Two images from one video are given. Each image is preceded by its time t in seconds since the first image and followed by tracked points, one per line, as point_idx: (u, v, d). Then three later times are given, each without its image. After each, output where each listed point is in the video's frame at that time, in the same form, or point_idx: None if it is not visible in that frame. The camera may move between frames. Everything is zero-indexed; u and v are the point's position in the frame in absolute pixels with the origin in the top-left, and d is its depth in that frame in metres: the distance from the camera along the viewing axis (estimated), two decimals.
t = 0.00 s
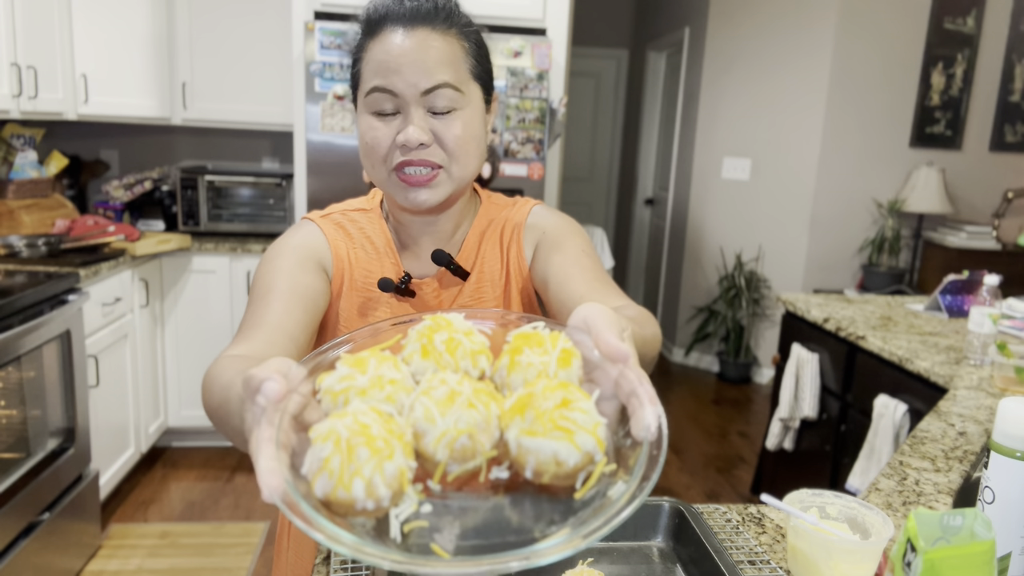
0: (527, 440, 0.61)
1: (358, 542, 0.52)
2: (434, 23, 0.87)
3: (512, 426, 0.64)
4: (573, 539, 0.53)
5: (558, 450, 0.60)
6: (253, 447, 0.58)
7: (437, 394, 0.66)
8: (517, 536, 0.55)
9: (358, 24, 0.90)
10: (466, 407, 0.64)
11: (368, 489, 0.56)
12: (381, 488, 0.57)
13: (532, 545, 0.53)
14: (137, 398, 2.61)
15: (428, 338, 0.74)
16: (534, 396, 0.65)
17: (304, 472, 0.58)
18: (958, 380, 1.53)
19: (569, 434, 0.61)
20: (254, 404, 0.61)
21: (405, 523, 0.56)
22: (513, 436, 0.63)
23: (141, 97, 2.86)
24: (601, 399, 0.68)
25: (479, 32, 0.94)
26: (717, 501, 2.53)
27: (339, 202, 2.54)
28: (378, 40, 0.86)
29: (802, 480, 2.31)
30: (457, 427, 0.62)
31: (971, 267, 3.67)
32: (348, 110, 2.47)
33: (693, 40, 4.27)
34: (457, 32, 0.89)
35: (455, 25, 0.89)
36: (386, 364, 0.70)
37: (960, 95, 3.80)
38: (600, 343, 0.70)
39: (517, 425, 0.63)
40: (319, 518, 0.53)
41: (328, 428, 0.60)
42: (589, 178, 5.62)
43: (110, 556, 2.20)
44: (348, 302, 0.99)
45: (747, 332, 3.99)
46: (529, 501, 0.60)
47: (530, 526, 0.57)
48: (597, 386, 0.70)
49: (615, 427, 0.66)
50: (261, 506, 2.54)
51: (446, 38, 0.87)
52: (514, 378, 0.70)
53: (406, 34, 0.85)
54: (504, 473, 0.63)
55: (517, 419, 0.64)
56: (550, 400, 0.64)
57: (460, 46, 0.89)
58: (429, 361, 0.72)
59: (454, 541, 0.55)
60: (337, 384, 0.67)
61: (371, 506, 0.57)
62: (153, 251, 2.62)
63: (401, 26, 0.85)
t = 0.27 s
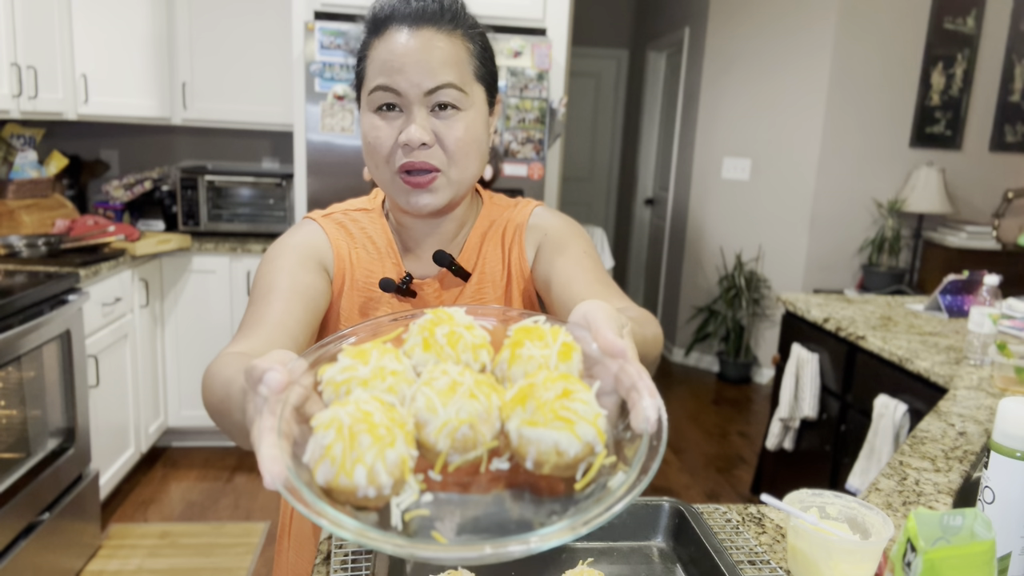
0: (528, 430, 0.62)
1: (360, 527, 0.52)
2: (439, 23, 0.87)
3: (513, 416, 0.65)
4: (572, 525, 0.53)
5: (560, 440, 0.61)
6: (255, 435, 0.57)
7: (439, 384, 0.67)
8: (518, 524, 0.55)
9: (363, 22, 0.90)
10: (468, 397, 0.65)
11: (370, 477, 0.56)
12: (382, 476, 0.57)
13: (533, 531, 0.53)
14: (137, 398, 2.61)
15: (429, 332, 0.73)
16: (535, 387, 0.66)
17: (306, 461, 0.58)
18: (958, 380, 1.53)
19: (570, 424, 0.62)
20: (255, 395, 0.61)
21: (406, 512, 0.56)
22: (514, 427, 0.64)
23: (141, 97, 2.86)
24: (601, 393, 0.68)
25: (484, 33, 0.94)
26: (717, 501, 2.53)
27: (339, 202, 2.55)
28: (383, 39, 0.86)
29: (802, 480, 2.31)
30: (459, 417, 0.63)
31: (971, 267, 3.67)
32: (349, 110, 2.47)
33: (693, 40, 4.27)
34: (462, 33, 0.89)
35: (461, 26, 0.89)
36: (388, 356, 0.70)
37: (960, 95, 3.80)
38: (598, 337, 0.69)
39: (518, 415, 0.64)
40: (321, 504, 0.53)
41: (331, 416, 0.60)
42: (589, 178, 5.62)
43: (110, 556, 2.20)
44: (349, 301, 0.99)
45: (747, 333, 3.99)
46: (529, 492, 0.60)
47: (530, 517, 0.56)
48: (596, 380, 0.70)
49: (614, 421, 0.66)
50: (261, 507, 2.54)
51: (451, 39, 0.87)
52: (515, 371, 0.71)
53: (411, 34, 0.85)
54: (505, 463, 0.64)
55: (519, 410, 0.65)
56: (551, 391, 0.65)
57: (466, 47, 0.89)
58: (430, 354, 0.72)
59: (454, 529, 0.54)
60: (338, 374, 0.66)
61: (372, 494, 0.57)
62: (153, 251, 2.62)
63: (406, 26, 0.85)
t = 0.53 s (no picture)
0: (532, 434, 0.62)
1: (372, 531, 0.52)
2: (439, 21, 0.87)
3: (517, 421, 0.65)
4: (578, 526, 0.54)
5: (563, 443, 0.61)
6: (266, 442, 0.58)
7: (445, 389, 0.66)
8: (526, 528, 0.56)
9: (365, 20, 0.91)
10: (474, 402, 0.65)
11: (380, 482, 0.56)
12: (392, 481, 0.57)
13: (541, 533, 0.54)
14: (137, 398, 2.61)
15: (433, 339, 0.73)
16: (539, 391, 0.66)
17: (315, 467, 0.58)
18: (958, 380, 1.53)
19: (574, 428, 0.62)
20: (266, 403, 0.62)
21: (415, 516, 0.57)
22: (518, 430, 0.64)
23: (141, 97, 2.86)
24: (602, 397, 0.68)
25: (484, 32, 0.95)
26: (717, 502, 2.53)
27: (339, 202, 2.55)
28: (384, 36, 0.86)
29: (803, 480, 2.31)
30: (465, 422, 0.62)
31: (970, 267, 3.67)
32: (349, 110, 2.47)
33: (693, 40, 4.27)
34: (462, 31, 0.89)
35: (461, 24, 0.90)
36: (393, 363, 0.69)
37: (959, 95, 3.80)
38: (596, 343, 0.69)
39: (522, 419, 0.64)
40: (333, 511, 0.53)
41: (340, 423, 0.60)
42: (589, 178, 5.62)
43: (110, 556, 2.20)
44: (349, 301, 0.99)
45: (747, 332, 4.00)
46: (534, 496, 0.60)
47: (536, 520, 0.57)
48: (597, 384, 0.69)
49: (616, 424, 0.66)
50: (261, 506, 2.54)
51: (451, 37, 0.87)
52: (517, 377, 0.70)
53: (412, 30, 0.86)
54: (510, 467, 0.64)
55: (523, 415, 0.65)
56: (555, 394, 0.65)
57: (465, 45, 0.89)
58: (435, 360, 0.71)
59: (463, 534, 0.55)
60: (345, 382, 0.66)
61: (381, 499, 0.57)
62: (153, 251, 2.62)
63: (406, 23, 0.86)
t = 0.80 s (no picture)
0: (539, 393, 0.66)
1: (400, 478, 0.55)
2: (439, 22, 0.87)
3: (524, 383, 0.69)
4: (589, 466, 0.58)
5: (569, 399, 0.65)
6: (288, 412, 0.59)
7: (455, 356, 0.69)
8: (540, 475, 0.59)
9: (364, 21, 0.91)
10: (483, 366, 0.68)
11: (402, 437, 0.60)
12: (413, 435, 0.61)
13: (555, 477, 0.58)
14: (137, 398, 2.61)
15: (438, 318, 0.74)
16: (542, 355, 0.70)
17: (338, 429, 0.60)
18: (958, 380, 1.53)
19: (578, 385, 0.66)
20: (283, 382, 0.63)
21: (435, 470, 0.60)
22: (525, 392, 0.68)
23: (141, 97, 2.86)
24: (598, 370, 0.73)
25: (484, 33, 0.95)
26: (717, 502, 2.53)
27: (339, 202, 2.54)
28: (384, 36, 0.86)
29: (803, 480, 2.31)
30: (478, 384, 0.66)
31: (970, 267, 3.67)
32: (348, 110, 2.47)
33: (693, 40, 4.27)
34: (462, 32, 0.89)
35: (461, 25, 0.90)
36: (402, 337, 0.71)
37: (960, 95, 3.80)
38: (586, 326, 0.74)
39: (529, 381, 0.68)
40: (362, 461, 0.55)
41: (360, 386, 0.62)
42: (589, 178, 5.62)
43: (110, 556, 2.20)
44: (346, 301, 0.99)
45: (747, 333, 4.00)
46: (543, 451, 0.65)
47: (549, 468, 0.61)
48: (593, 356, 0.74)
49: (613, 389, 0.71)
50: (261, 507, 2.54)
51: (451, 38, 0.88)
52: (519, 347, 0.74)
53: (412, 31, 0.86)
54: (516, 428, 0.68)
55: (529, 376, 0.69)
56: (557, 356, 0.70)
57: (465, 46, 0.89)
58: (442, 339, 0.73)
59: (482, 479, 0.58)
60: (359, 355, 0.68)
61: (402, 453, 0.60)
62: (153, 251, 2.62)
63: (406, 24, 0.86)
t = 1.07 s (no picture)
0: (553, 369, 0.76)
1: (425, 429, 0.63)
2: (439, 21, 0.87)
3: (539, 361, 0.78)
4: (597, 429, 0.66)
5: (579, 375, 0.73)
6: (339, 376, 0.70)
7: (480, 337, 0.79)
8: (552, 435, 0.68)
9: (364, 21, 0.91)
10: (503, 345, 0.78)
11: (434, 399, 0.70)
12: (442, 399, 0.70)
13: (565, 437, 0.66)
14: (137, 398, 2.61)
15: (462, 306, 0.83)
16: (556, 338, 0.79)
17: (380, 391, 0.71)
18: (958, 380, 1.53)
19: (587, 363, 0.75)
20: (296, 324, 0.63)
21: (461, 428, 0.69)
22: (541, 368, 0.76)
23: (141, 97, 2.86)
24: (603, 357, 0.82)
25: (484, 34, 0.95)
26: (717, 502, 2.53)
27: (339, 202, 2.54)
28: (383, 36, 0.87)
29: (803, 480, 2.31)
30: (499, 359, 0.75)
31: (971, 267, 3.67)
32: (348, 110, 2.47)
33: (693, 40, 4.27)
34: (461, 32, 0.90)
35: (461, 25, 0.90)
36: (433, 320, 0.81)
37: (960, 94, 3.79)
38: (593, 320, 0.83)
39: (544, 360, 0.77)
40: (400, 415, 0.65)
41: (399, 357, 0.73)
42: (589, 178, 5.62)
43: (110, 556, 2.20)
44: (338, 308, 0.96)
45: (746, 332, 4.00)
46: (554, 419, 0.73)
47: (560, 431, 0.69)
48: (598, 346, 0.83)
49: (617, 374, 0.79)
50: (261, 506, 2.54)
51: (451, 38, 0.88)
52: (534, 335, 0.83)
53: (411, 30, 0.86)
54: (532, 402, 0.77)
55: (544, 356, 0.78)
56: (568, 339, 0.78)
57: (465, 46, 0.89)
58: (466, 323, 0.82)
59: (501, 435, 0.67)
60: (394, 334, 0.77)
61: (434, 414, 0.70)
62: (153, 251, 2.62)
63: (406, 23, 0.86)
